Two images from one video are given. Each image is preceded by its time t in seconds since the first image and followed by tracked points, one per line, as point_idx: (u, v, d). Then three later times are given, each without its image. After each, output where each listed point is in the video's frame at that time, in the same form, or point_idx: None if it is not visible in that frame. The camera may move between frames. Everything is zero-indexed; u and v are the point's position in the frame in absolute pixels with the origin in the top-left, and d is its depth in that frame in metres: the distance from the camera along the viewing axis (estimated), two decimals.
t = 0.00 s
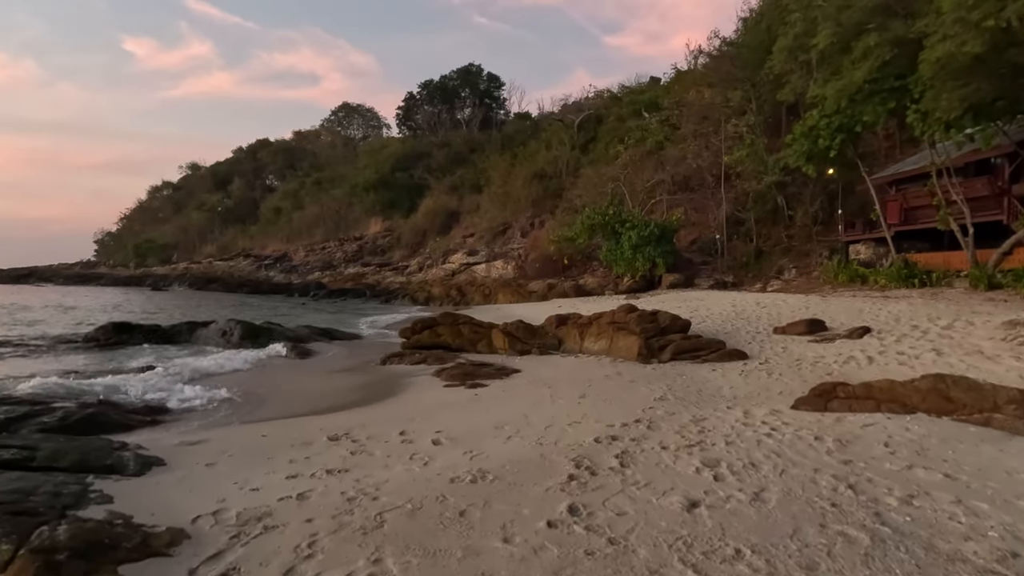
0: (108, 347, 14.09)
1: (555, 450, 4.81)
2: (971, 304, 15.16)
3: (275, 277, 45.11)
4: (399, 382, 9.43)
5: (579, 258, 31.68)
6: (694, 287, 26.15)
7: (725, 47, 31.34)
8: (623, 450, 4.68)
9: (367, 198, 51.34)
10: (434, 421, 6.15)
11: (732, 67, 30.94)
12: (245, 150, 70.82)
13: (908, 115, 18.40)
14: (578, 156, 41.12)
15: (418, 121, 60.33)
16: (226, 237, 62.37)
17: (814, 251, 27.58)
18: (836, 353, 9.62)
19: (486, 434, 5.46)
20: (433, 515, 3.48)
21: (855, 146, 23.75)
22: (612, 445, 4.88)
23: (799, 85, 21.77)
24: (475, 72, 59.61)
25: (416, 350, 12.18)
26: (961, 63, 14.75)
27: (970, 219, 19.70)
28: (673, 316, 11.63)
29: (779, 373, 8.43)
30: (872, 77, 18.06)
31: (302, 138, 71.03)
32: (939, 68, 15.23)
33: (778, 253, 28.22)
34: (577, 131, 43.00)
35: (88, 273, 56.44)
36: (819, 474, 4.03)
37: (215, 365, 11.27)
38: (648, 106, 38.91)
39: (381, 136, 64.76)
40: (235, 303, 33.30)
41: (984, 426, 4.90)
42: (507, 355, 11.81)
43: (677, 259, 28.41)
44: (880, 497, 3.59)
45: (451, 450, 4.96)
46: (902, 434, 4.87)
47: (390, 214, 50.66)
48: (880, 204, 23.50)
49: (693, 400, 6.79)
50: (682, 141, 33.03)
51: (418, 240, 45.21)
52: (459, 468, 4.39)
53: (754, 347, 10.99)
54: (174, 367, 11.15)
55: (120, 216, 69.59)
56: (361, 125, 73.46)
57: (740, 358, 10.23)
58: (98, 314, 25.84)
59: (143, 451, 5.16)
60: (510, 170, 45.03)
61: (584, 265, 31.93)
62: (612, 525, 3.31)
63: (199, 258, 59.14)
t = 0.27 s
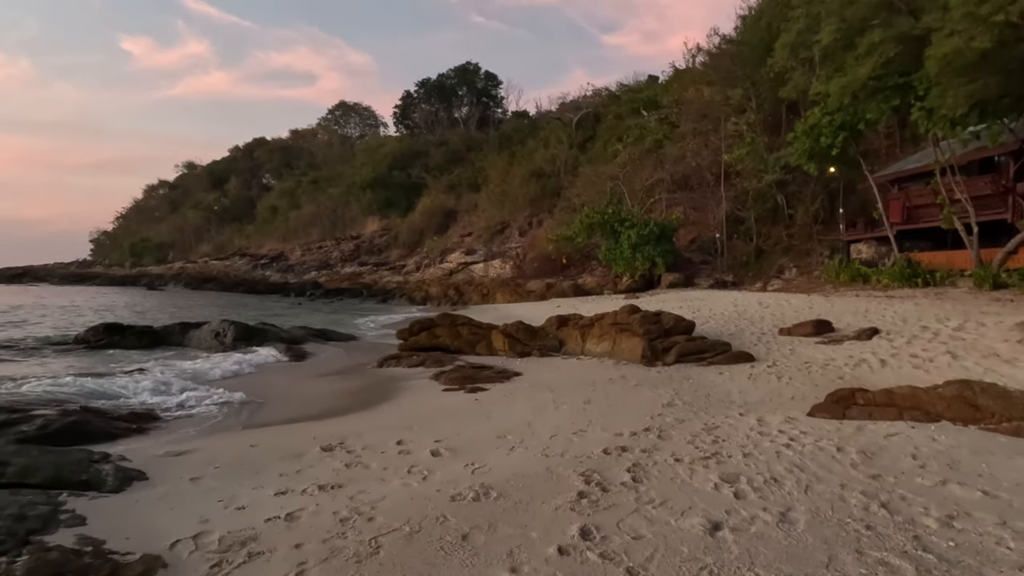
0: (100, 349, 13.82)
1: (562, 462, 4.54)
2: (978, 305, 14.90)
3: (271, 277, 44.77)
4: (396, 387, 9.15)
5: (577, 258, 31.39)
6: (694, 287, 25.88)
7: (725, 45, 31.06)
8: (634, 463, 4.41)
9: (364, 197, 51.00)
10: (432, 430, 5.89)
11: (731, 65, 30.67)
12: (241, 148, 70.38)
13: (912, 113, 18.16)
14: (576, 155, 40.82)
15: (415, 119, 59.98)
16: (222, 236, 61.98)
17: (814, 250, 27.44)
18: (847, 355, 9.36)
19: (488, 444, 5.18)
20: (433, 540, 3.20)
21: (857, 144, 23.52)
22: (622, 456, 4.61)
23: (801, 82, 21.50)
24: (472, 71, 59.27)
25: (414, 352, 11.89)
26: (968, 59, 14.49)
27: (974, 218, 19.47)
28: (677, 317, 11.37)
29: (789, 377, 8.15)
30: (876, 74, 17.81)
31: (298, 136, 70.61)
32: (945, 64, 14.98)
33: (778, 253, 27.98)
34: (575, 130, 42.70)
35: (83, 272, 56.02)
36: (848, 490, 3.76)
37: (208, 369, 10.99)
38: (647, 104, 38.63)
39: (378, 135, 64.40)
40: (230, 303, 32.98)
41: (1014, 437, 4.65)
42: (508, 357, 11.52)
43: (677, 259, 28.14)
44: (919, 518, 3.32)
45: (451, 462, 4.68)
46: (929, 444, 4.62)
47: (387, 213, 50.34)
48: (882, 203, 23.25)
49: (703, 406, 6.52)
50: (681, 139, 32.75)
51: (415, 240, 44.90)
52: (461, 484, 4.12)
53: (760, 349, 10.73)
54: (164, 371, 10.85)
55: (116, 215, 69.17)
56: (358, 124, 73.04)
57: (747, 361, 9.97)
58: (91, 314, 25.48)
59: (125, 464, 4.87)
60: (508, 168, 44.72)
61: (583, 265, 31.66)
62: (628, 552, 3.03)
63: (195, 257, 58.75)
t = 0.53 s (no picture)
0: (88, 349, 13.54)
1: (562, 471, 4.30)
2: (983, 305, 14.66)
3: (267, 276, 44.47)
4: (389, 389, 8.89)
5: (575, 257, 31.13)
6: (693, 287, 25.63)
7: (724, 42, 30.82)
8: (638, 473, 4.17)
9: (361, 196, 50.69)
10: (426, 436, 5.64)
11: (730, 62, 30.39)
12: (237, 147, 69.99)
13: (915, 110, 17.93)
14: (574, 154, 40.56)
15: (413, 118, 59.67)
16: (218, 235, 61.64)
17: (814, 249, 27.05)
18: (853, 356, 9.11)
19: (484, 452, 4.93)
20: (423, 563, 2.95)
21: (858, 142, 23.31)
22: (625, 465, 4.37)
23: (802, 79, 21.26)
24: (470, 69, 58.95)
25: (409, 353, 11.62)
26: (973, 54, 14.21)
27: (977, 217, 19.25)
28: (679, 317, 11.11)
29: (796, 378, 7.90)
30: (878, 70, 17.56)
31: (295, 135, 70.26)
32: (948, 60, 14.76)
33: (778, 252, 27.74)
34: (573, 129, 42.42)
35: (78, 272, 55.66)
36: (870, 503, 3.52)
37: (196, 371, 10.72)
38: (646, 102, 38.36)
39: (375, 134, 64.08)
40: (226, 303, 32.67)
41: None
42: (505, 358, 11.26)
43: (675, 258, 27.90)
44: (950, 536, 3.08)
45: (445, 472, 4.43)
46: (951, 452, 4.37)
47: (384, 212, 50.03)
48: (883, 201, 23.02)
49: (707, 410, 6.26)
50: (680, 138, 32.51)
51: (412, 239, 44.61)
52: (455, 496, 3.86)
53: (764, 350, 10.48)
54: (153, 373, 10.58)
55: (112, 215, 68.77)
56: (355, 123, 72.64)
57: (750, 362, 9.71)
58: (83, 314, 25.18)
59: (100, 473, 4.61)
60: (506, 167, 44.42)
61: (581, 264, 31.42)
62: None
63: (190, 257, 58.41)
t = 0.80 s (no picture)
0: (75, 349, 13.20)
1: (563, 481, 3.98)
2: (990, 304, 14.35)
3: (263, 275, 44.11)
4: (381, 390, 8.58)
5: (573, 256, 30.82)
6: (692, 285, 25.34)
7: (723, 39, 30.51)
8: (647, 482, 3.85)
9: (357, 195, 50.33)
10: (418, 442, 5.32)
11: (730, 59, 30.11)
12: (234, 146, 69.59)
13: (918, 105, 17.66)
14: (572, 152, 40.23)
15: (410, 117, 59.34)
16: (214, 235, 61.22)
17: (814, 247, 26.76)
18: (862, 355, 8.81)
19: (479, 459, 4.61)
20: None
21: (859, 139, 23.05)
22: (631, 473, 4.05)
23: (803, 75, 20.98)
24: (467, 68, 58.60)
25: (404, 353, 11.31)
26: (979, 47, 13.94)
27: (981, 214, 18.98)
28: (681, 315, 10.79)
29: (805, 379, 7.59)
30: (881, 65, 17.29)
31: (291, 134, 69.86)
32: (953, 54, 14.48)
33: (778, 250, 27.42)
34: (571, 127, 42.11)
35: (72, 271, 55.22)
36: (904, 517, 3.21)
37: (184, 373, 10.40)
38: (644, 100, 38.05)
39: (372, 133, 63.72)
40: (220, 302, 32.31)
41: None
42: (503, 358, 10.94)
43: (674, 256, 27.61)
44: (997, 558, 2.77)
45: (437, 481, 4.12)
46: (982, 458, 4.06)
47: (381, 211, 49.68)
48: (885, 199, 22.73)
49: (714, 412, 5.96)
50: (678, 136, 32.22)
51: (409, 238, 44.26)
52: (446, 509, 3.55)
53: (769, 350, 10.17)
54: (139, 375, 10.25)
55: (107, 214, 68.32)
56: (352, 122, 72.21)
57: (755, 362, 9.41)
58: (75, 314, 24.82)
59: (65, 482, 4.30)
60: (503, 166, 44.11)
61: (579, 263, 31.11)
62: None
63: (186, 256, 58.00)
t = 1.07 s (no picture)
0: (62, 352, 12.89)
1: (567, 502, 3.71)
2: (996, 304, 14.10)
3: (259, 276, 43.80)
4: (375, 396, 8.30)
5: (572, 256, 30.58)
6: (691, 285, 25.09)
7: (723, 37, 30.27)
8: (659, 503, 3.59)
9: (354, 195, 50.01)
10: (411, 454, 5.05)
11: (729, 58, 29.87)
12: (230, 146, 69.21)
13: (921, 103, 17.44)
14: (570, 151, 39.96)
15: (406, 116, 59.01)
16: (210, 234, 60.85)
17: (814, 247, 26.53)
18: (871, 359, 8.55)
19: (476, 475, 4.35)
20: None
21: (860, 138, 22.83)
22: (640, 492, 3.79)
23: (804, 73, 20.74)
24: (464, 67, 58.26)
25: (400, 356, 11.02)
26: (985, 43, 13.70)
27: (984, 213, 18.74)
28: (683, 317, 10.51)
29: (814, 384, 7.33)
30: (883, 63, 17.06)
31: (288, 134, 69.47)
32: (959, 52, 14.27)
33: (777, 250, 27.15)
34: (568, 126, 41.81)
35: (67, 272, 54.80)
36: (939, 548, 2.95)
37: (173, 378, 10.09)
38: (642, 99, 37.78)
39: (368, 133, 63.38)
40: (215, 303, 31.98)
41: None
42: (501, 362, 10.67)
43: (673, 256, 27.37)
44: None
45: (431, 501, 3.86)
46: (1013, 477, 3.80)
47: (377, 210, 49.37)
48: (886, 198, 22.50)
49: (722, 422, 5.70)
50: (676, 134, 31.95)
51: (406, 238, 43.95)
52: (441, 536, 3.29)
53: (774, 353, 9.91)
54: (126, 381, 9.96)
55: (103, 214, 67.90)
56: (348, 121, 71.79)
57: (761, 365, 9.15)
58: (67, 316, 24.47)
59: (33, 504, 4.04)
60: (501, 165, 43.82)
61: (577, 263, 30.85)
62: None
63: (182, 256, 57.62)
